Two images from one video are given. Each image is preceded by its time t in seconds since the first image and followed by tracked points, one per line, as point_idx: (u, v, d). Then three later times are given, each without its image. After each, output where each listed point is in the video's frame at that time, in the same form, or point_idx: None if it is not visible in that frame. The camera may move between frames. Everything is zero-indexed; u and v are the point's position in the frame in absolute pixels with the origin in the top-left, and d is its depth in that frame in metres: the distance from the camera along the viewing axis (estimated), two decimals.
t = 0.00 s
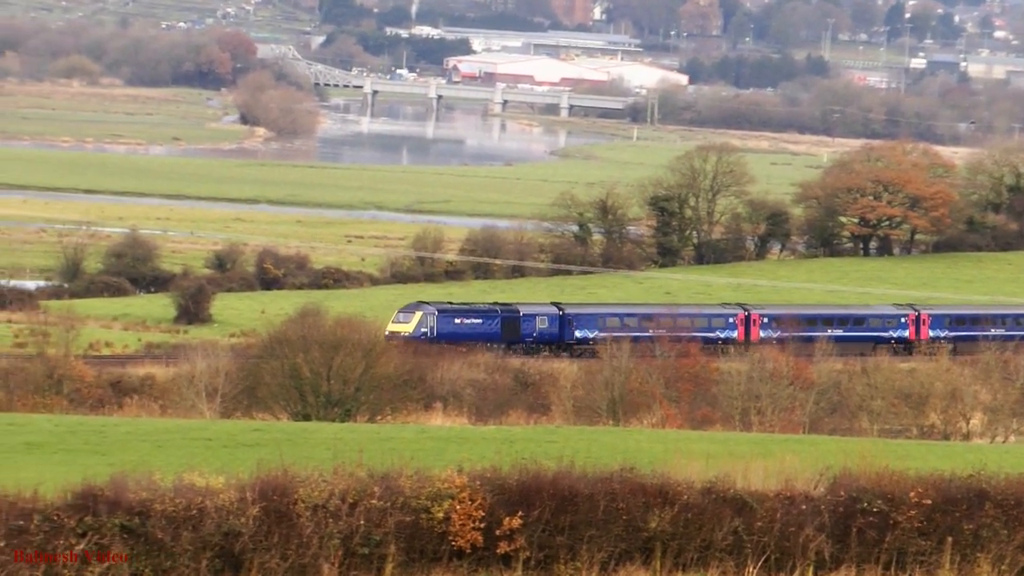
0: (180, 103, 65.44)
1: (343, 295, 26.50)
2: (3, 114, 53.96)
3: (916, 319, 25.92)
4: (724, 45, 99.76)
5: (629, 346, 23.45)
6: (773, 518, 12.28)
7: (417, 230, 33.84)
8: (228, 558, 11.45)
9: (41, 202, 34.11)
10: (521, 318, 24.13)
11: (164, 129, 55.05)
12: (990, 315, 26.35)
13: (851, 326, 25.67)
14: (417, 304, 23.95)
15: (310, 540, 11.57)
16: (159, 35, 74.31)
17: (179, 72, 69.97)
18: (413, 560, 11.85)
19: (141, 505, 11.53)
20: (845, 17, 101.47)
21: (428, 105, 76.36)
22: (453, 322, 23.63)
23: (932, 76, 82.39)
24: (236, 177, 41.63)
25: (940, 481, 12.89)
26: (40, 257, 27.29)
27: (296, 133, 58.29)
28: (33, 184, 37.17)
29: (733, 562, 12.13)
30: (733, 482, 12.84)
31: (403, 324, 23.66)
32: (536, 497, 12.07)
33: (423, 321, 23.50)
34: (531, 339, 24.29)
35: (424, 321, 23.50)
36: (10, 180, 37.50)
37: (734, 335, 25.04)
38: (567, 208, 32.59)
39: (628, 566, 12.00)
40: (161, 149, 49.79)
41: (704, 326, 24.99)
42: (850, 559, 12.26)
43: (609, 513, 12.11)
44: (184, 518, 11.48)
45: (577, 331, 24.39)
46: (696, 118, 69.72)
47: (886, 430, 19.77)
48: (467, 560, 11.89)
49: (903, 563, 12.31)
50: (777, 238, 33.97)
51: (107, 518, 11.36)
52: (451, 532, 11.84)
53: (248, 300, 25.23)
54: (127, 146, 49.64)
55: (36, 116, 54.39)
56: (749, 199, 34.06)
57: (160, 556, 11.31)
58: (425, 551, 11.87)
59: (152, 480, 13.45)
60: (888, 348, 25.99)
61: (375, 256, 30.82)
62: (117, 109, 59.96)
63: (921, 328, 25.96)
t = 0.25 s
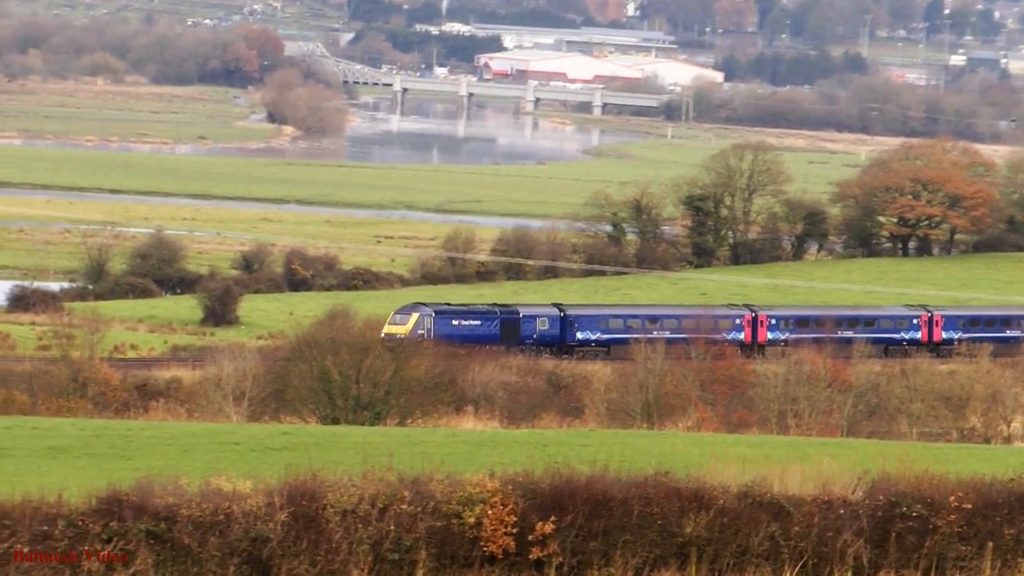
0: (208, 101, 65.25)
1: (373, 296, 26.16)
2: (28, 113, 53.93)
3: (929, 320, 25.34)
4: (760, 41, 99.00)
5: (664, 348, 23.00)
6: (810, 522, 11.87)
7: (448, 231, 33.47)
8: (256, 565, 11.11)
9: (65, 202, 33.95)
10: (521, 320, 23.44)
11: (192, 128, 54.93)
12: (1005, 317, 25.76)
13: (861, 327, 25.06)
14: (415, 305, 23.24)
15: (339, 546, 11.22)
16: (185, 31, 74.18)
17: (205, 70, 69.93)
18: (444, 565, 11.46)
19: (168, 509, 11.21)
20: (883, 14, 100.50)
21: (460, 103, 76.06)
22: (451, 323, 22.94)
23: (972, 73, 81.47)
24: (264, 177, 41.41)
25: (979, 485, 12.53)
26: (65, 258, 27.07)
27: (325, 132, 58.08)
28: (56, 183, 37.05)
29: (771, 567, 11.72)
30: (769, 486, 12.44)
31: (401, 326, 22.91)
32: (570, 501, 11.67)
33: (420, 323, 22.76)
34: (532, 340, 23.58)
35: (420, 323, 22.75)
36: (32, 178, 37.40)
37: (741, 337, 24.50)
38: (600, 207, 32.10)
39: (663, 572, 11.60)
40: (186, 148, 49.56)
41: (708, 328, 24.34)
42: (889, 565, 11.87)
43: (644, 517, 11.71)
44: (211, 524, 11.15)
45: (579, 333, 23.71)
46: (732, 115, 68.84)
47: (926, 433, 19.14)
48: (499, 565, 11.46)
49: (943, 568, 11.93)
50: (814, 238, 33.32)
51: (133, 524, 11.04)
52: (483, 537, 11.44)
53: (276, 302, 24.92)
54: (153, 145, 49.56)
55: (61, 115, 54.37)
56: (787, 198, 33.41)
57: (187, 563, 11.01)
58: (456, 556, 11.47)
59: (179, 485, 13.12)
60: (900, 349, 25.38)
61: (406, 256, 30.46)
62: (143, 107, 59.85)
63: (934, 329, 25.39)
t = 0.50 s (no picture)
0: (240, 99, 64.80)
1: (410, 298, 25.77)
2: (58, 111, 53.74)
3: (947, 321, 24.71)
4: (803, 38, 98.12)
5: (706, 350, 22.54)
6: (855, 528, 11.39)
7: (485, 232, 33.04)
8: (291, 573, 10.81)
9: (95, 202, 33.71)
10: (526, 322, 22.77)
11: (226, 127, 54.74)
12: None
13: (877, 329, 24.39)
14: (416, 307, 22.50)
15: (376, 552, 10.87)
16: (217, 27, 73.94)
17: (238, 67, 69.77)
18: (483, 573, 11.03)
19: (200, 515, 10.87)
20: (928, 10, 99.34)
21: (497, 101, 75.59)
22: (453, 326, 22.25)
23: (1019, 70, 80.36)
24: (298, 176, 41.15)
25: None
26: (96, 260, 26.77)
27: (360, 131, 57.79)
28: (84, 183, 36.85)
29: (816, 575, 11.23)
30: (813, 490, 11.96)
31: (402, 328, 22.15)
32: (610, 507, 11.22)
33: (422, 325, 21.99)
34: (537, 343, 22.92)
35: (422, 325, 21.99)
36: (60, 178, 37.20)
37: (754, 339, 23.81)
38: (640, 207, 31.57)
39: None
40: (219, 147, 49.50)
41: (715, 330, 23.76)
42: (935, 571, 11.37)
43: (684, 523, 11.25)
44: (246, 530, 10.84)
45: (586, 335, 23.08)
46: (774, 113, 68.43)
47: (972, 436, 18.61)
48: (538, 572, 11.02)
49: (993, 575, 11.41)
50: (858, 237, 32.90)
51: (165, 530, 10.72)
52: (522, 543, 10.99)
53: (310, 303, 24.58)
54: (183, 145, 49.40)
55: (91, 114, 54.20)
56: (830, 198, 32.95)
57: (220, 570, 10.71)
58: (494, 563, 11.04)
59: (211, 491, 12.77)
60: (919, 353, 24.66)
61: (443, 257, 30.04)
62: (174, 105, 59.66)
63: (952, 331, 24.75)
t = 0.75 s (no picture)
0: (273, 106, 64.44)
1: (447, 306, 25.44)
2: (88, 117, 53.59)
3: (964, 329, 24.01)
4: (846, 41, 97.28)
5: (747, 359, 22.08)
6: (900, 540, 11.50)
7: (523, 237, 32.67)
8: None
9: (125, 209, 33.54)
10: (530, 330, 22.33)
11: (259, 133, 54.52)
12: None
13: (892, 337, 23.81)
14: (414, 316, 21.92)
15: (411, 564, 10.84)
16: (248, 30, 73.34)
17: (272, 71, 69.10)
18: None
19: (234, 528, 10.85)
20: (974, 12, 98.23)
21: (534, 105, 75.20)
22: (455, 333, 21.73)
23: None
24: (331, 182, 40.88)
25: None
26: (127, 268, 26.59)
27: (395, 137, 57.38)
28: (114, 189, 36.68)
29: None
30: (857, 502, 12.05)
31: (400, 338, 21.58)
32: (651, 519, 11.30)
33: (422, 333, 21.41)
34: (542, 352, 22.41)
35: (422, 333, 21.40)
36: (89, 184, 37.04)
37: (765, 347, 23.29)
38: (681, 213, 31.11)
39: None
40: (251, 153, 49.43)
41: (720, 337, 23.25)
42: None
43: (726, 535, 11.33)
44: (279, 542, 10.80)
45: (592, 343, 22.58)
46: (817, 117, 67.67)
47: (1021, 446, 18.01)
48: None
49: None
50: (903, 244, 32.24)
51: (198, 542, 10.66)
52: (561, 556, 11.02)
53: (344, 311, 24.29)
54: (215, 151, 49.29)
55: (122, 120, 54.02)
56: (874, 203, 32.23)
57: None
58: None
59: (245, 502, 12.44)
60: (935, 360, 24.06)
61: (480, 264, 29.68)
62: (206, 111, 59.36)
63: (970, 339, 24.03)
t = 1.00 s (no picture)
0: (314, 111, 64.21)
1: (488, 315, 25.03)
2: (123, 122, 53.51)
3: (983, 340, 23.19)
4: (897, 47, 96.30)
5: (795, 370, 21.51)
6: (952, 555, 11.50)
7: (566, 246, 32.24)
8: None
9: (161, 217, 33.34)
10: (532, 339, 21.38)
11: (298, 138, 54.33)
12: None
13: (907, 348, 22.97)
14: (412, 325, 21.00)
15: None
16: (287, 34, 72.48)
17: (310, 76, 67.62)
18: None
19: (270, 542, 10.91)
20: None
21: (578, 111, 74.74)
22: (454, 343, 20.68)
23: None
24: (371, 189, 40.60)
25: None
26: (163, 276, 26.36)
27: (435, 142, 57.13)
28: (148, 197, 36.46)
29: None
30: (908, 516, 12.05)
31: (396, 347, 20.65)
32: (697, 533, 11.33)
33: (419, 343, 20.47)
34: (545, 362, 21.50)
35: (419, 344, 20.48)
36: (124, 192, 36.83)
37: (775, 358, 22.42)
38: (728, 221, 30.55)
39: None
40: (289, 159, 49.26)
41: (729, 348, 22.47)
42: None
43: (774, 551, 11.35)
44: (317, 557, 10.83)
45: (595, 354, 21.88)
46: (867, 123, 67.00)
47: None
48: None
49: None
50: (955, 252, 31.51)
51: (233, 557, 10.78)
52: (605, 571, 11.01)
53: (382, 321, 23.91)
54: (253, 157, 49.13)
55: (156, 125, 53.94)
56: (925, 211, 31.51)
57: None
58: None
59: (281, 517, 12.10)
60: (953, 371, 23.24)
61: (523, 273, 29.27)
62: (244, 115, 59.09)
63: (989, 350, 23.22)
